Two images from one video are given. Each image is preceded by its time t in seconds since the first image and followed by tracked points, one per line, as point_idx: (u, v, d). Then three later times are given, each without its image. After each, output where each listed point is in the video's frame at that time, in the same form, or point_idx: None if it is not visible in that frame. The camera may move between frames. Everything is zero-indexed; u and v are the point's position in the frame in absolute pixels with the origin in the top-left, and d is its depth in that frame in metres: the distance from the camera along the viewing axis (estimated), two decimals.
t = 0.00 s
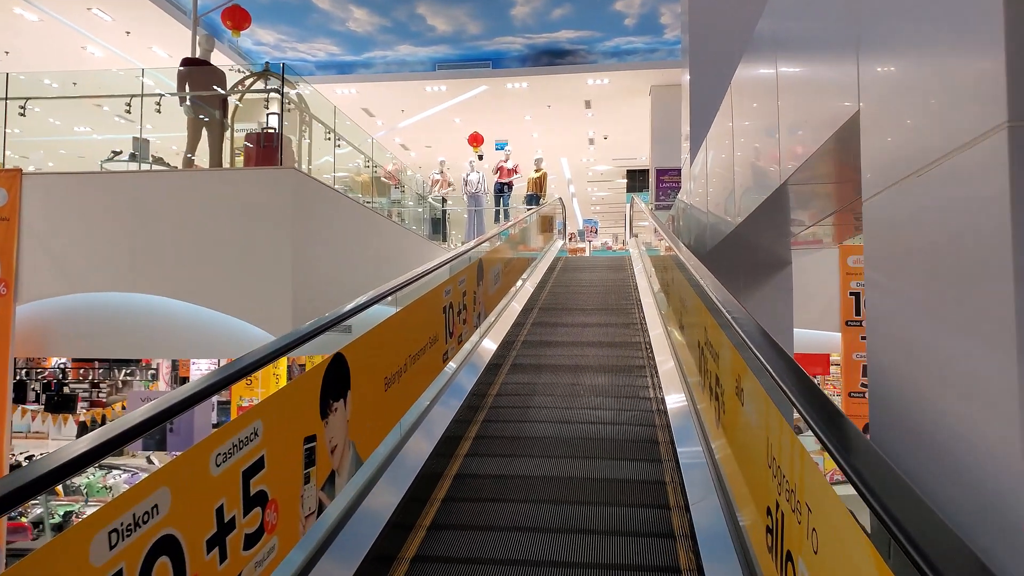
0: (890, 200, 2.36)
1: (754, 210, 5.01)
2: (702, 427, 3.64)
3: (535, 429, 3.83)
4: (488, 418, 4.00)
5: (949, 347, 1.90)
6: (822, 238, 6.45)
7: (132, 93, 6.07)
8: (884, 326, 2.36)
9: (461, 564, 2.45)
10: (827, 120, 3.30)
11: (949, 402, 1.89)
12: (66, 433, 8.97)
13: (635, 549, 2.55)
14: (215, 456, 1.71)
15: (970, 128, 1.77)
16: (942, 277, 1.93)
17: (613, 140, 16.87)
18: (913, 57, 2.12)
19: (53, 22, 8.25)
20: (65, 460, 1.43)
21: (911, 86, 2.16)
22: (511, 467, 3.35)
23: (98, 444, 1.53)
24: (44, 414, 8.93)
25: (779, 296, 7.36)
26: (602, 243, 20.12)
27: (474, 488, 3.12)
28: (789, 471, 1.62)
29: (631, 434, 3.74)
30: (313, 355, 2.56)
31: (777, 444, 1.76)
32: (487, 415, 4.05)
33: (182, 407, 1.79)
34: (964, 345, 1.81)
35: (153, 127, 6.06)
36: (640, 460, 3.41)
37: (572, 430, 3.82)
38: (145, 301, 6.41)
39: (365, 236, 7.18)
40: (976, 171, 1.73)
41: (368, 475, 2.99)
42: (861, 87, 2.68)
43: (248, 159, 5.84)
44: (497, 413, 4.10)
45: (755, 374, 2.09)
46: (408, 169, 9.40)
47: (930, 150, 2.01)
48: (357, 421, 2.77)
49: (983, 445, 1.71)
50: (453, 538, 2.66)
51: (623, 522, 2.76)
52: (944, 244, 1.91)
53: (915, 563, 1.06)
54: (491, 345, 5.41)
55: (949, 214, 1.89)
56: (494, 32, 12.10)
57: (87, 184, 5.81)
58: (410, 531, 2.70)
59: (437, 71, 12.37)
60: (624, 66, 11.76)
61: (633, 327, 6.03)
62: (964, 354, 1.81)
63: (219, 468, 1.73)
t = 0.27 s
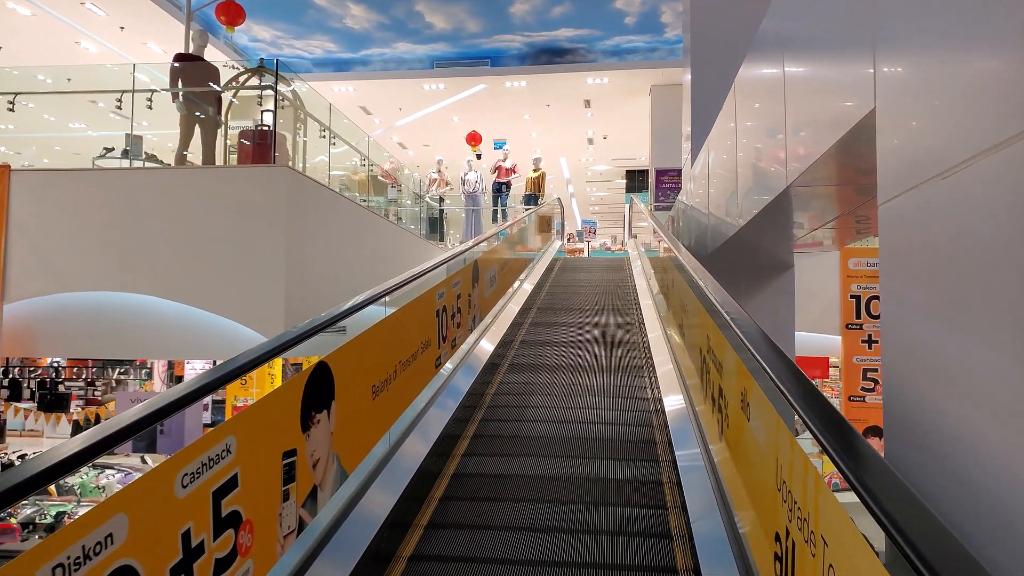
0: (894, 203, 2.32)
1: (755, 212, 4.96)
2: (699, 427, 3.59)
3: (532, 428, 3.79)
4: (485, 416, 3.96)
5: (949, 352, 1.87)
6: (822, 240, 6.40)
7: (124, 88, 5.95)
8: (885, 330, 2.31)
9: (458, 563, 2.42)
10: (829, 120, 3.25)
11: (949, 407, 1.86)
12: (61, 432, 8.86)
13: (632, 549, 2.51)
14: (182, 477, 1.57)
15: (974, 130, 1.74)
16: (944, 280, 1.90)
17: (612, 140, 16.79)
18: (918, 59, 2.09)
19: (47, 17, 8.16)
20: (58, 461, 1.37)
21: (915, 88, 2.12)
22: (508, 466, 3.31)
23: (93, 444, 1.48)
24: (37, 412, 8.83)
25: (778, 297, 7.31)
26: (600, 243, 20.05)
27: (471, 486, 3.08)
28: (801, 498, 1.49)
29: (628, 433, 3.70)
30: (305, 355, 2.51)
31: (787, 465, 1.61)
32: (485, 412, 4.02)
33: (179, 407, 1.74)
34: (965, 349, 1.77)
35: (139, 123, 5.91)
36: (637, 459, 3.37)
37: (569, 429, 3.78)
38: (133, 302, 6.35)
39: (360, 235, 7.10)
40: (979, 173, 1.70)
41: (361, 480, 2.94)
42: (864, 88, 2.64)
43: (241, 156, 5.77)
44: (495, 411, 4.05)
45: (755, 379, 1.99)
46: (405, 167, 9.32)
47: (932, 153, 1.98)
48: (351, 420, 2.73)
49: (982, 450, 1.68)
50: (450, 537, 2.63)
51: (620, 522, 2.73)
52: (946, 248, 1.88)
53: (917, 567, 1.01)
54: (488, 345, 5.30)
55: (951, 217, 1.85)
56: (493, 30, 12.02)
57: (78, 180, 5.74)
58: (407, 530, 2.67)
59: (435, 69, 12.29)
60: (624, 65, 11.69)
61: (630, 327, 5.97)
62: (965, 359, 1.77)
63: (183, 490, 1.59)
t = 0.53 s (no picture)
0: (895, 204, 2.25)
1: (755, 213, 4.87)
2: (696, 426, 3.56)
3: (529, 428, 3.77)
4: (484, 416, 3.93)
5: (949, 357, 1.79)
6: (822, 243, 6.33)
7: (113, 84, 5.79)
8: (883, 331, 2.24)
9: (456, 562, 2.42)
10: (829, 120, 3.19)
11: (948, 413, 1.79)
12: (55, 433, 8.70)
13: (629, 550, 2.51)
14: (145, 502, 1.39)
15: (974, 126, 1.67)
16: (943, 282, 1.83)
17: (610, 140, 16.70)
18: (920, 55, 2.02)
19: (38, 13, 8.06)
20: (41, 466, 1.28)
21: (917, 85, 2.05)
22: (505, 466, 3.29)
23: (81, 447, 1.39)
24: (28, 412, 8.70)
25: (777, 300, 7.23)
26: (598, 244, 19.99)
27: (468, 487, 3.07)
28: (815, 528, 1.34)
29: (626, 434, 3.67)
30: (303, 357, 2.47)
31: (797, 492, 1.48)
32: (484, 412, 4.00)
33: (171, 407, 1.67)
34: (965, 354, 1.70)
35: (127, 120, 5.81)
36: (635, 460, 3.35)
37: (567, 430, 3.75)
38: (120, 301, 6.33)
39: (353, 236, 7.03)
40: (980, 171, 1.63)
41: (359, 479, 2.92)
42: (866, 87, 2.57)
43: (233, 154, 5.68)
44: (492, 412, 4.03)
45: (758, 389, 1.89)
46: (401, 167, 9.23)
47: (933, 152, 1.91)
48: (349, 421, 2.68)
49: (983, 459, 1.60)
50: (448, 537, 2.62)
51: (617, 522, 2.72)
52: (946, 248, 1.81)
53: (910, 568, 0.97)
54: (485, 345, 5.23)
55: (952, 218, 1.78)
56: (490, 28, 11.94)
57: (66, 178, 5.66)
58: (405, 530, 2.67)
59: (431, 68, 12.21)
60: (622, 65, 11.62)
61: (628, 327, 5.93)
62: (964, 364, 1.70)
63: (144, 517, 1.39)
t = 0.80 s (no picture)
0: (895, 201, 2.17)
1: (756, 214, 4.79)
2: (695, 427, 3.49)
3: (527, 428, 3.71)
4: (482, 416, 3.88)
5: (949, 363, 1.72)
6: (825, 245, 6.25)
7: (104, 83, 5.70)
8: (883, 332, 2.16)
9: (452, 562, 2.37)
10: (831, 117, 3.11)
11: (948, 422, 1.71)
12: (50, 434, 8.60)
13: (627, 550, 2.46)
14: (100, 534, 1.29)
15: (976, 122, 1.59)
16: (944, 286, 1.75)
17: (609, 140, 16.62)
18: (923, 50, 1.94)
19: (32, 12, 7.96)
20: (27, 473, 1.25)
21: (920, 81, 1.97)
22: (503, 466, 3.24)
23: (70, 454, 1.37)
24: (23, 415, 8.59)
25: (776, 301, 7.15)
26: (597, 245, 19.89)
27: (466, 487, 3.02)
28: (837, 567, 1.23)
29: (624, 434, 3.61)
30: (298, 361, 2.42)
31: (815, 523, 1.36)
32: (483, 412, 3.94)
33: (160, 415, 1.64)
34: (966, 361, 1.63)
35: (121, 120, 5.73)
36: (634, 460, 3.29)
37: (565, 430, 3.69)
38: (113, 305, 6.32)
39: (348, 236, 6.95)
40: (981, 169, 1.56)
41: (358, 479, 2.86)
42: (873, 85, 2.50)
43: (225, 153, 5.59)
44: (491, 411, 3.97)
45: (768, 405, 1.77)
46: (398, 167, 9.14)
47: (934, 146, 1.83)
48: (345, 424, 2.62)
49: (981, 471, 1.53)
50: (445, 537, 2.57)
51: (615, 522, 2.67)
52: (947, 246, 1.74)
53: None
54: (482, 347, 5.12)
55: (955, 219, 1.71)
56: (487, 27, 11.85)
57: (56, 178, 5.58)
58: (402, 530, 2.62)
59: (428, 67, 12.12)
60: (620, 63, 11.53)
61: (627, 327, 5.85)
62: (965, 366, 1.63)
63: (100, 551, 1.30)
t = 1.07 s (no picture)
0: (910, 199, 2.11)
1: (758, 215, 4.71)
2: (694, 427, 3.43)
3: (526, 427, 3.65)
4: (481, 415, 3.81)
5: (971, 377, 1.65)
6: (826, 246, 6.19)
7: (94, 81, 5.66)
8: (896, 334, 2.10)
9: (450, 561, 2.32)
10: (837, 115, 3.04)
11: (971, 434, 1.66)
12: (44, 435, 8.52)
13: (625, 549, 2.41)
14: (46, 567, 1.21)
15: (1000, 125, 1.53)
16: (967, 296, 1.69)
17: (607, 140, 16.54)
18: (942, 52, 1.89)
19: (24, 9, 7.88)
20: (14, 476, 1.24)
21: (936, 83, 1.92)
22: (502, 465, 3.18)
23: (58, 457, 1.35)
24: (16, 416, 8.46)
25: (776, 303, 7.09)
26: (595, 245, 19.80)
27: (465, 485, 2.96)
28: None
29: (622, 433, 3.55)
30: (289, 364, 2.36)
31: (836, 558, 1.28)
32: (480, 412, 3.86)
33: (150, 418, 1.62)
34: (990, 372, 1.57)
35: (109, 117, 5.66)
36: (633, 460, 3.22)
37: (564, 429, 3.62)
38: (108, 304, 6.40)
39: (343, 236, 6.87)
40: (1002, 172, 1.52)
41: (354, 480, 2.80)
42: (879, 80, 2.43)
43: (219, 152, 5.50)
44: (489, 410, 3.91)
45: (778, 425, 1.67)
46: (394, 166, 9.06)
47: (953, 143, 1.77)
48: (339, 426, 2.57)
49: (1005, 488, 1.48)
50: (443, 536, 2.52)
51: (613, 521, 2.62)
52: (966, 245, 1.68)
53: None
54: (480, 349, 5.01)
55: (978, 226, 1.64)
56: (485, 25, 11.76)
57: (46, 176, 5.50)
58: (400, 529, 2.57)
59: (426, 66, 12.03)
60: (619, 62, 11.45)
61: (626, 326, 5.77)
62: (986, 368, 1.57)
63: None
